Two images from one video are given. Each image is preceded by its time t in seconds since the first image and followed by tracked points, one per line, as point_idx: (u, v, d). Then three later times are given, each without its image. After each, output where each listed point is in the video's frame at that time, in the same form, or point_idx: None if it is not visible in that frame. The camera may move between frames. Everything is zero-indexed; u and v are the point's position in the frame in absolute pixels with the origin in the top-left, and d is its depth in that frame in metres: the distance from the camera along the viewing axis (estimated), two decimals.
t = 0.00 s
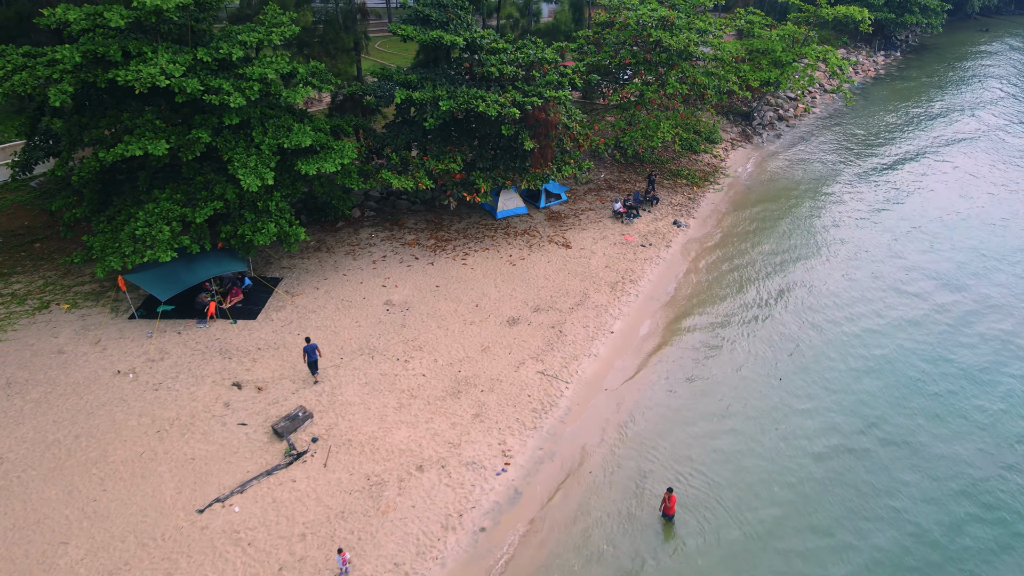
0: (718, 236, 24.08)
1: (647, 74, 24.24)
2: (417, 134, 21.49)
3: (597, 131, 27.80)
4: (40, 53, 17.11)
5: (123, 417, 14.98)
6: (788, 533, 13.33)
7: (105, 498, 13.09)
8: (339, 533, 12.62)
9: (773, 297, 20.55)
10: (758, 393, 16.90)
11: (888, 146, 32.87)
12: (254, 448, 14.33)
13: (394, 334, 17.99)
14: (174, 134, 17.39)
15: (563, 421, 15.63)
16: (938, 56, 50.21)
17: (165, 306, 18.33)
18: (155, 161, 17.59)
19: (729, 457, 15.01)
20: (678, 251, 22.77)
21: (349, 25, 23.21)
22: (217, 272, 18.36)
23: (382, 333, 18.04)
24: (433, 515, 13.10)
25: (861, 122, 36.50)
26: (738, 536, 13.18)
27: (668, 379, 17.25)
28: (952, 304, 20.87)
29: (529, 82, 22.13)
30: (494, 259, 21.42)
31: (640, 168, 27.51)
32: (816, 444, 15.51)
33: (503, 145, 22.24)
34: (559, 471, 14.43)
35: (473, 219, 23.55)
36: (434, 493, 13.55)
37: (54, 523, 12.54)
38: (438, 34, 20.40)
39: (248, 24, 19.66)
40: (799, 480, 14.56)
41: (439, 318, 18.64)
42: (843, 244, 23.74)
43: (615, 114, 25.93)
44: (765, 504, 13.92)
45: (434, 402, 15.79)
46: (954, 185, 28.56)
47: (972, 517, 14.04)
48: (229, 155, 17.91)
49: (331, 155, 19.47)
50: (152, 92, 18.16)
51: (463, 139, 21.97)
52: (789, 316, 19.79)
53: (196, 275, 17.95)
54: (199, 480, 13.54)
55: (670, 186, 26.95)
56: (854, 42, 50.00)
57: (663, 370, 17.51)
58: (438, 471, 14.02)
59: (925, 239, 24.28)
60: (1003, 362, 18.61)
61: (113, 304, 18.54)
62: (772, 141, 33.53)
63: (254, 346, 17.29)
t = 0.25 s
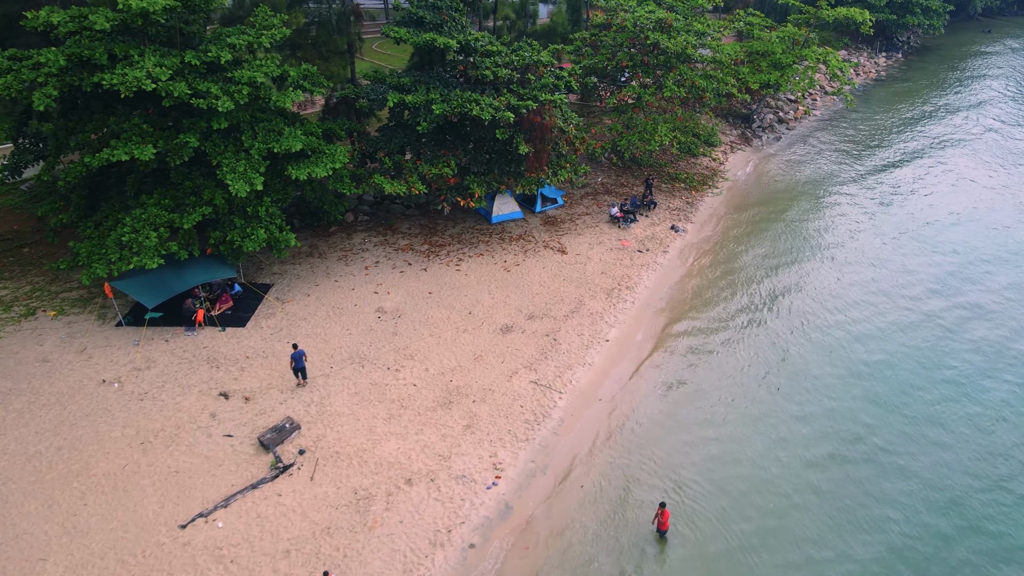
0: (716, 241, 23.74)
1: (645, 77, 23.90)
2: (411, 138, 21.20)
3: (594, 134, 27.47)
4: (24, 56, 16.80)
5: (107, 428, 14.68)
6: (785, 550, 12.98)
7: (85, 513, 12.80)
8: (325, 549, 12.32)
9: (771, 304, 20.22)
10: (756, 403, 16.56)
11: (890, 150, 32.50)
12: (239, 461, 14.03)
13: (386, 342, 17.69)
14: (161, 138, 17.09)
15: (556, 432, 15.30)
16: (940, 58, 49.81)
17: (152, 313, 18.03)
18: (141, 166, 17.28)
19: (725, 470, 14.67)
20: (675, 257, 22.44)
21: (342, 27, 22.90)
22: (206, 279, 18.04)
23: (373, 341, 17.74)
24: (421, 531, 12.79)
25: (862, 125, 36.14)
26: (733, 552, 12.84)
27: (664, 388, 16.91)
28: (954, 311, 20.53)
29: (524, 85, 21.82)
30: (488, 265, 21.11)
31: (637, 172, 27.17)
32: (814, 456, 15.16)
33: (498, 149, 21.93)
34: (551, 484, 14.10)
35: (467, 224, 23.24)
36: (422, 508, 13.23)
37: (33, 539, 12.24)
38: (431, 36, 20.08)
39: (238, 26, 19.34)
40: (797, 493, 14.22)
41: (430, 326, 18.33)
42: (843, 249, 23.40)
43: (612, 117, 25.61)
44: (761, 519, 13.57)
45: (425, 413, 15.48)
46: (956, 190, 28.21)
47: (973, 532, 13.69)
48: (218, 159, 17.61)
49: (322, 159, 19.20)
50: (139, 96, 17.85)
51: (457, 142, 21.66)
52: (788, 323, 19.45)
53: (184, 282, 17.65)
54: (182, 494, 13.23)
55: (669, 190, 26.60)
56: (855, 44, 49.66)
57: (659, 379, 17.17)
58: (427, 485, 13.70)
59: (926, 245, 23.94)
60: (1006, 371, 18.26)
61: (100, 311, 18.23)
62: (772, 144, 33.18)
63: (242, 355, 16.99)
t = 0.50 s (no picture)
0: (713, 247, 23.38)
1: (641, 80, 23.53)
2: (402, 142, 20.87)
3: (590, 138, 27.10)
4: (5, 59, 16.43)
5: (86, 441, 14.33)
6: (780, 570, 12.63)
7: (62, 531, 12.45)
8: (307, 570, 11.96)
9: (769, 313, 19.86)
10: (752, 416, 16.21)
11: (890, 154, 32.09)
12: (221, 476, 13.68)
13: (375, 352, 17.34)
14: (145, 144, 16.74)
15: (547, 446, 14.94)
16: (941, 59, 49.40)
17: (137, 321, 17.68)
18: (125, 172, 16.94)
19: (720, 486, 14.32)
20: (672, 264, 22.06)
21: (333, 30, 22.52)
22: (191, 287, 17.69)
23: (361, 351, 17.38)
24: (406, 550, 12.44)
25: (863, 128, 35.73)
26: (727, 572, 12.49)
27: (658, 400, 16.55)
28: (954, 320, 20.18)
29: (518, 88, 21.46)
30: (481, 272, 20.75)
31: (634, 176, 26.81)
32: (811, 472, 14.81)
33: (491, 154, 21.59)
34: (541, 501, 13.74)
35: (460, 230, 22.90)
36: (408, 526, 12.88)
37: (6, 558, 11.90)
38: (423, 39, 19.69)
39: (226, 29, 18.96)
40: (793, 510, 13.88)
41: (420, 335, 17.99)
42: (842, 256, 23.02)
43: (608, 121, 25.23)
44: (756, 538, 13.22)
45: (413, 426, 15.12)
46: (958, 195, 27.79)
47: (973, 552, 13.34)
48: (204, 165, 17.26)
49: (311, 165, 18.87)
50: (124, 100, 17.48)
51: (449, 147, 21.31)
52: (786, 333, 19.08)
53: (169, 291, 17.31)
54: (161, 511, 12.89)
55: (666, 195, 26.22)
56: (856, 45, 49.25)
57: (653, 391, 16.81)
58: (413, 502, 13.35)
59: (927, 252, 23.56)
60: (1007, 383, 17.91)
61: (85, 319, 17.88)
62: (771, 147, 32.78)
63: (228, 365, 16.64)
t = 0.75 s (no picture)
0: (711, 253, 23.04)
1: (638, 83, 23.23)
2: (395, 147, 20.61)
3: (586, 142, 26.80)
4: None
5: (68, 454, 14.02)
6: None
7: (39, 548, 12.15)
8: None
9: (767, 320, 19.51)
10: (749, 428, 15.86)
11: (891, 157, 31.70)
12: (205, 490, 13.38)
13: (365, 361, 17.05)
14: (131, 149, 16.43)
15: (539, 459, 14.63)
16: (942, 61, 49.07)
17: (124, 329, 17.39)
18: (111, 178, 16.63)
19: (714, 500, 14.01)
20: (668, 270, 21.75)
21: (325, 32, 22.26)
22: (179, 295, 17.38)
23: (351, 360, 17.08)
24: (392, 567, 12.14)
25: (863, 130, 35.40)
26: None
27: (652, 411, 16.23)
28: (956, 328, 19.83)
29: (512, 92, 21.16)
30: (474, 279, 20.46)
31: (631, 180, 26.52)
32: (808, 485, 14.49)
33: (485, 158, 21.28)
34: (532, 516, 13.43)
35: (454, 235, 22.60)
36: (395, 543, 12.57)
37: None
38: (415, 42, 19.36)
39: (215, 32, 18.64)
40: (790, 526, 13.55)
41: (411, 344, 17.69)
42: (842, 262, 22.65)
43: (604, 125, 24.94)
44: (751, 554, 12.90)
45: (402, 438, 14.82)
46: (959, 199, 27.44)
47: (974, 568, 13.01)
48: (191, 170, 16.96)
49: (301, 170, 18.57)
50: (110, 104, 17.17)
51: (442, 152, 21.03)
52: (783, 341, 18.76)
53: (155, 298, 17.00)
54: (142, 527, 12.59)
55: (663, 199, 25.91)
56: (857, 47, 48.98)
57: (647, 401, 16.50)
58: (401, 518, 13.04)
59: (927, 258, 23.20)
60: (1008, 392, 17.58)
61: (70, 327, 17.58)
62: (770, 150, 32.45)
63: (215, 375, 16.34)
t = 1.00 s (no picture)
0: (708, 259, 22.67)
1: (633, 87, 22.88)
2: (385, 152, 20.33)
3: (582, 146, 26.46)
4: None
5: (45, 469, 13.66)
6: None
7: (12, 569, 11.78)
8: None
9: (764, 329, 19.13)
10: (745, 441, 15.47)
11: (892, 160, 31.27)
12: (185, 508, 13.02)
13: (352, 372, 16.70)
14: (114, 155, 16.06)
15: (529, 474, 14.27)
16: (944, 63, 48.67)
17: (108, 338, 17.05)
18: (93, 185, 16.27)
19: (709, 517, 13.63)
20: (664, 277, 21.37)
21: (316, 35, 21.93)
22: (163, 304, 17.03)
23: (338, 371, 16.73)
24: None
25: (863, 133, 35.00)
26: None
27: (646, 423, 15.86)
28: (957, 337, 19.43)
29: (505, 96, 20.79)
30: (466, 286, 20.10)
31: (627, 185, 26.17)
32: (806, 501, 14.11)
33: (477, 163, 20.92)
34: (520, 534, 13.06)
35: (446, 241, 22.25)
36: (379, 563, 12.21)
37: None
38: (405, 45, 18.94)
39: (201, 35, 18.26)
40: (786, 544, 13.16)
41: (401, 354, 17.34)
42: (841, 268, 22.25)
43: (600, 129, 24.59)
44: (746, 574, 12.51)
45: (389, 452, 14.46)
46: (960, 204, 27.06)
47: None
48: (176, 177, 16.60)
49: (289, 176, 18.24)
50: (92, 109, 16.79)
51: (433, 157, 20.71)
52: (781, 350, 18.38)
53: (139, 307, 16.65)
54: (119, 547, 12.24)
55: (659, 205, 25.53)
56: (857, 49, 48.61)
57: (641, 413, 16.12)
58: (385, 537, 12.68)
59: (928, 265, 22.79)
60: (1011, 404, 17.20)
61: (53, 337, 17.22)
62: (769, 154, 32.06)
63: (199, 386, 15.98)
